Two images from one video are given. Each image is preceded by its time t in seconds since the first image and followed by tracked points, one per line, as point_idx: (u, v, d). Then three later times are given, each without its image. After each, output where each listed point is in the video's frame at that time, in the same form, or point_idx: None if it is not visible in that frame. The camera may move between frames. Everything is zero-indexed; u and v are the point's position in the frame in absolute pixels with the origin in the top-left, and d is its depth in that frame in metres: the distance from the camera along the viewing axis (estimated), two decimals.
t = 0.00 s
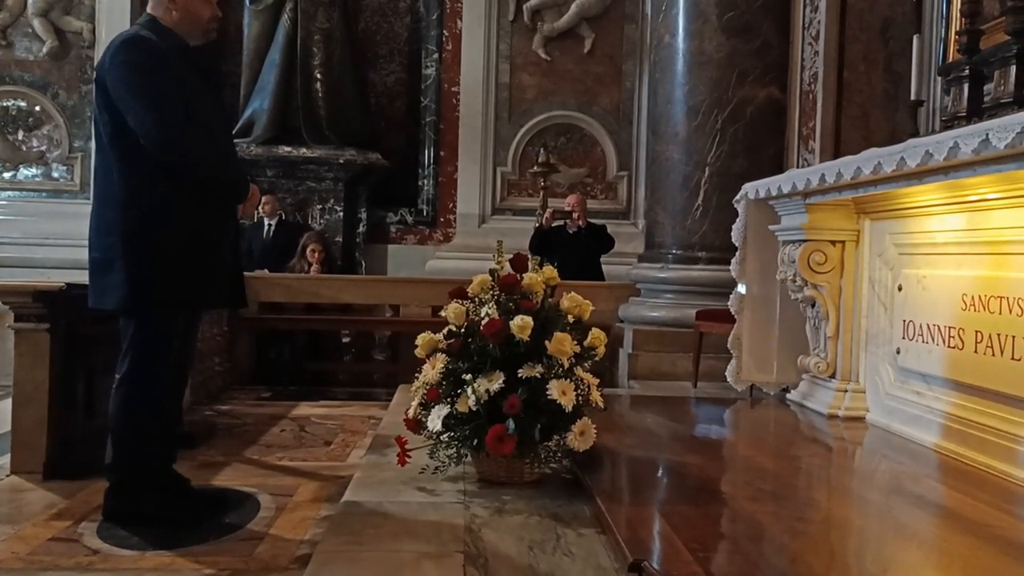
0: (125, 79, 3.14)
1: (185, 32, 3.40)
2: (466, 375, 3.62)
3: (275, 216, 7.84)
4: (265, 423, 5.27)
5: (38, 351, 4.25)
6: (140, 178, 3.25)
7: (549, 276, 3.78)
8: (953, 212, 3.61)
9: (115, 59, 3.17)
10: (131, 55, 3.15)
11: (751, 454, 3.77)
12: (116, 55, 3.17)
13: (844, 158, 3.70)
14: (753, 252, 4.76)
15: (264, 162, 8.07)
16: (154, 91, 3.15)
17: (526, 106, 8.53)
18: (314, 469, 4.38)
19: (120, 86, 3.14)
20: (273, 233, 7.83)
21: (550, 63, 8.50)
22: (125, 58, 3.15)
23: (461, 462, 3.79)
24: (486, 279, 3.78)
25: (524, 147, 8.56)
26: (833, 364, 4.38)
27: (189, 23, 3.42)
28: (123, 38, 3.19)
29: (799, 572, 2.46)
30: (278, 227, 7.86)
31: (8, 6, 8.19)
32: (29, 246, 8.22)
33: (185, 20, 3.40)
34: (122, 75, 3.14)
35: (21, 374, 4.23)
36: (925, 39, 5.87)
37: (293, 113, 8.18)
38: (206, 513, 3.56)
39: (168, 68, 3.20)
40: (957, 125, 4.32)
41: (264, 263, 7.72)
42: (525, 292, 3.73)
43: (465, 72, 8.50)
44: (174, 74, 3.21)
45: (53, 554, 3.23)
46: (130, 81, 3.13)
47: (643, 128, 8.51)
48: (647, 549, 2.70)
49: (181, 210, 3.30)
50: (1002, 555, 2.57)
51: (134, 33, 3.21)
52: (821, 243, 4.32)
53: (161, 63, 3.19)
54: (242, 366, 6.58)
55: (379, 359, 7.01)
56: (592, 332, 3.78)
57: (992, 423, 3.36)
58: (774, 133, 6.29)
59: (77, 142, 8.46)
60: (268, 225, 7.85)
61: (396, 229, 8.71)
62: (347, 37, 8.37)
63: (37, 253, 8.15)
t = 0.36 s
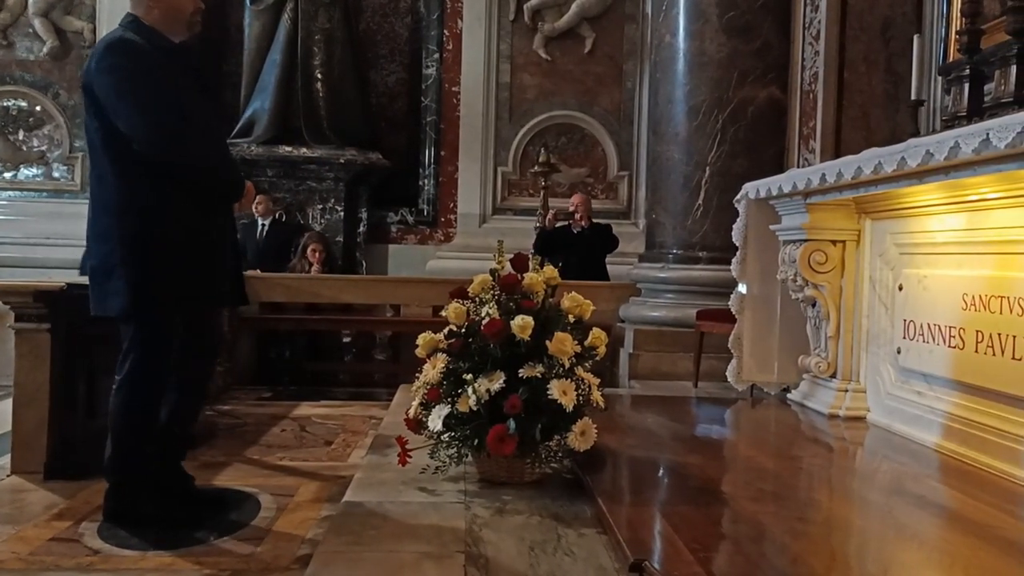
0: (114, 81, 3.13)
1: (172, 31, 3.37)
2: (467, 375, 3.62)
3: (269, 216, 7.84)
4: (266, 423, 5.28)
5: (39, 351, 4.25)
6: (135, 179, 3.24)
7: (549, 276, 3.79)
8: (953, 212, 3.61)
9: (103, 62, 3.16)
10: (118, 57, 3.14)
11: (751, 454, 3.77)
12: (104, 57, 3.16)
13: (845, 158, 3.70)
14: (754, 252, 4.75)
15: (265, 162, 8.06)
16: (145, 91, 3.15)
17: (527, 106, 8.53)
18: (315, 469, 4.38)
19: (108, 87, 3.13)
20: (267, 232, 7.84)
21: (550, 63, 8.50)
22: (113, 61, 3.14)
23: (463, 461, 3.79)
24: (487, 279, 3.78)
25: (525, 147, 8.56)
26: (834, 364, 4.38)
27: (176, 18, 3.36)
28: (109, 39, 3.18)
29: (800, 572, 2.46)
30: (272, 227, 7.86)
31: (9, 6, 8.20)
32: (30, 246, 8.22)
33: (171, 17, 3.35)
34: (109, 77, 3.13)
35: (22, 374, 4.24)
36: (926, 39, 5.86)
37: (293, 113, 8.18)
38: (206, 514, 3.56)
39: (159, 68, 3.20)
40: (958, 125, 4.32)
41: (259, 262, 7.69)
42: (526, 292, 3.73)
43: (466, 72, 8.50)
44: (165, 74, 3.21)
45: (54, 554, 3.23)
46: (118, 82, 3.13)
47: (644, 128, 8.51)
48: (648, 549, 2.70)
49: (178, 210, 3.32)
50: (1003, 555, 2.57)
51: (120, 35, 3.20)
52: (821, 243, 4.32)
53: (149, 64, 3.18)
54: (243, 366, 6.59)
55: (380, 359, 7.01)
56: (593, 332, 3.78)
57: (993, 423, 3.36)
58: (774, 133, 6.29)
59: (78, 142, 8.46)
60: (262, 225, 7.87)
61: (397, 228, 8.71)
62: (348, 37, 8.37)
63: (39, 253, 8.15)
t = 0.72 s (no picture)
0: (106, 85, 3.14)
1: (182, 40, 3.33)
2: (473, 375, 3.63)
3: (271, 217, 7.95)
4: (273, 423, 5.29)
5: (47, 351, 4.26)
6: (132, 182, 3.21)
7: (556, 275, 3.79)
8: (961, 211, 3.60)
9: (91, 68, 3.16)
10: (106, 63, 3.14)
11: (758, 454, 3.77)
12: (93, 63, 3.16)
13: (852, 157, 3.69)
14: (761, 252, 4.74)
15: (272, 162, 8.06)
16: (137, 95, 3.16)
17: (533, 106, 8.53)
18: (322, 468, 4.39)
19: (99, 92, 3.14)
20: (269, 232, 7.97)
21: (557, 63, 8.49)
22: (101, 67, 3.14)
23: (469, 461, 3.80)
24: (494, 279, 3.78)
25: (531, 147, 8.56)
26: (841, 364, 4.38)
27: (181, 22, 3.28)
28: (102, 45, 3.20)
29: (807, 571, 2.45)
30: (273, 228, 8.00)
31: (17, 6, 8.23)
32: (38, 246, 8.23)
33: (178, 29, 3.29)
34: (100, 81, 3.14)
35: (31, 374, 4.25)
36: (934, 37, 5.83)
37: (300, 112, 8.18)
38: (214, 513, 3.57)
39: (156, 72, 3.20)
40: (965, 124, 4.31)
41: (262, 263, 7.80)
42: (533, 292, 3.73)
43: (473, 72, 8.51)
44: (163, 78, 3.22)
45: (62, 554, 3.24)
46: (112, 86, 3.14)
47: (650, 127, 8.50)
48: (655, 549, 2.70)
49: (177, 210, 3.27)
50: (1012, 555, 2.56)
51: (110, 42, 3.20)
52: (828, 243, 4.30)
53: (141, 67, 3.18)
54: (250, 366, 6.61)
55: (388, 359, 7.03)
56: (599, 332, 3.78)
57: (1001, 423, 3.34)
58: (782, 134, 6.26)
59: (85, 142, 8.48)
60: (264, 226, 7.98)
61: (403, 228, 8.73)
62: (354, 37, 8.38)
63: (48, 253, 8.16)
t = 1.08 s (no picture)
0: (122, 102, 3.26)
1: (203, 58, 3.20)
2: (487, 375, 3.63)
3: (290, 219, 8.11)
4: (288, 423, 5.31)
5: (65, 351, 4.29)
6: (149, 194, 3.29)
7: (569, 276, 3.79)
8: (978, 211, 3.57)
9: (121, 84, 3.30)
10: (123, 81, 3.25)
11: (773, 455, 3.76)
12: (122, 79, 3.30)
13: (867, 157, 3.67)
14: (775, 252, 4.73)
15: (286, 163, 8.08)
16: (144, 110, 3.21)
17: (547, 106, 8.52)
18: (337, 469, 4.41)
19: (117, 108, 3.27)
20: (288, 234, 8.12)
21: (570, 63, 8.49)
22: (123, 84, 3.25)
23: (483, 462, 3.81)
24: (507, 279, 3.78)
25: (545, 147, 8.55)
26: (856, 364, 4.36)
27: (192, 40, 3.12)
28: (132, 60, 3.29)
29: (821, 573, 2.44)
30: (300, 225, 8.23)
31: (33, 8, 8.27)
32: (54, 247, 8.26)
33: (185, 55, 3.13)
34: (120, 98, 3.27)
35: (48, 374, 4.28)
36: (949, 36, 5.79)
37: (314, 113, 8.20)
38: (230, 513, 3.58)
39: (167, 85, 3.21)
40: (980, 123, 4.28)
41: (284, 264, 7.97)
42: (547, 292, 3.73)
43: (487, 72, 8.50)
44: (174, 91, 3.22)
45: (81, 553, 3.26)
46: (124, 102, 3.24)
47: (664, 127, 8.48)
48: (669, 551, 2.70)
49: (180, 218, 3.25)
50: None
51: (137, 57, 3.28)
52: (843, 243, 4.29)
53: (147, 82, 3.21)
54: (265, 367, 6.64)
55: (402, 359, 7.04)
56: (613, 332, 3.77)
57: (1017, 424, 3.32)
58: (796, 133, 6.25)
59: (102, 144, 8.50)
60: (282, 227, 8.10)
61: (417, 229, 8.74)
62: (368, 38, 8.40)
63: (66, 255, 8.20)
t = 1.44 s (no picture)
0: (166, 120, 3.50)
1: (193, 70, 3.24)
2: (516, 375, 3.63)
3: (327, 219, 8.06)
4: (319, 423, 5.35)
5: (98, 351, 4.35)
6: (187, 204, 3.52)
7: (598, 276, 3.79)
8: (1012, 210, 3.52)
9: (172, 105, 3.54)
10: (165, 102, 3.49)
11: (803, 456, 3.73)
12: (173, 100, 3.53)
13: (898, 155, 3.63)
14: (805, 252, 4.70)
15: (316, 165, 8.13)
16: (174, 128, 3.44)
17: (576, 106, 8.50)
18: (367, 469, 4.43)
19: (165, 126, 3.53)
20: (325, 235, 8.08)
21: (598, 63, 8.47)
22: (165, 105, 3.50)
23: (512, 462, 3.81)
24: (536, 280, 3.79)
25: (573, 147, 8.54)
26: (888, 365, 4.31)
27: (172, 54, 3.18)
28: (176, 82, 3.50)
29: None
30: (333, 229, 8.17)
31: (68, 13, 8.41)
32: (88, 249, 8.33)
33: (168, 70, 3.22)
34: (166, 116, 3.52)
35: (83, 375, 4.34)
36: (982, 33, 5.72)
37: (344, 115, 8.25)
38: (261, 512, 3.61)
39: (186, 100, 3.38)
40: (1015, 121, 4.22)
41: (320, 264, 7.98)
42: (575, 293, 3.73)
43: (514, 71, 8.47)
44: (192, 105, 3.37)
45: (115, 550, 3.29)
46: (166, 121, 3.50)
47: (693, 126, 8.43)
48: (698, 553, 2.69)
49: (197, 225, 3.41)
50: None
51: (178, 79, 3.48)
52: (874, 242, 4.24)
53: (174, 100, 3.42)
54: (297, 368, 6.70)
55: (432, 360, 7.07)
56: (642, 333, 3.76)
57: None
58: (825, 132, 6.19)
59: (136, 146, 8.56)
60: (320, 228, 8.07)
61: (446, 230, 8.79)
62: (397, 40, 8.47)
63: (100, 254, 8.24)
